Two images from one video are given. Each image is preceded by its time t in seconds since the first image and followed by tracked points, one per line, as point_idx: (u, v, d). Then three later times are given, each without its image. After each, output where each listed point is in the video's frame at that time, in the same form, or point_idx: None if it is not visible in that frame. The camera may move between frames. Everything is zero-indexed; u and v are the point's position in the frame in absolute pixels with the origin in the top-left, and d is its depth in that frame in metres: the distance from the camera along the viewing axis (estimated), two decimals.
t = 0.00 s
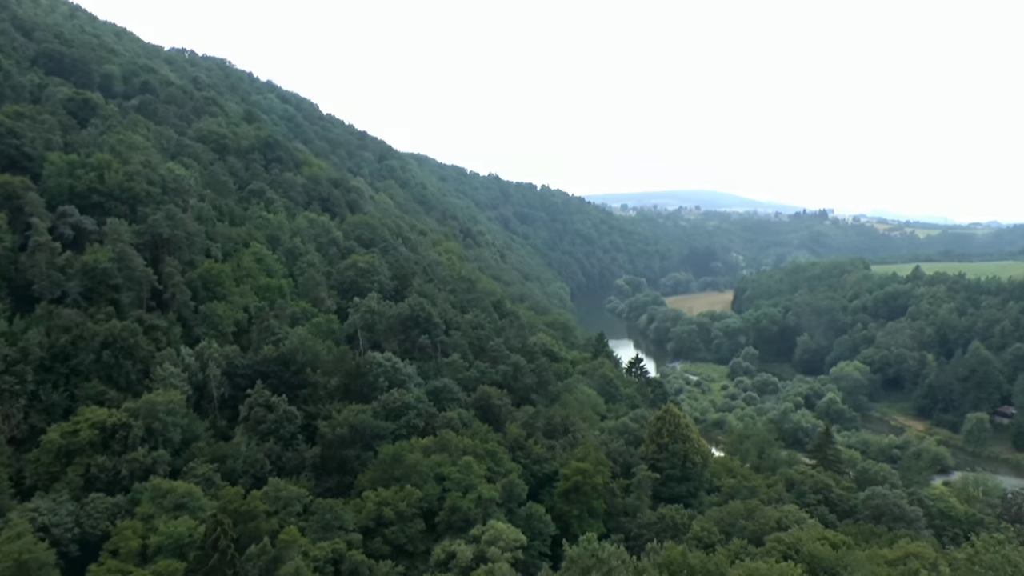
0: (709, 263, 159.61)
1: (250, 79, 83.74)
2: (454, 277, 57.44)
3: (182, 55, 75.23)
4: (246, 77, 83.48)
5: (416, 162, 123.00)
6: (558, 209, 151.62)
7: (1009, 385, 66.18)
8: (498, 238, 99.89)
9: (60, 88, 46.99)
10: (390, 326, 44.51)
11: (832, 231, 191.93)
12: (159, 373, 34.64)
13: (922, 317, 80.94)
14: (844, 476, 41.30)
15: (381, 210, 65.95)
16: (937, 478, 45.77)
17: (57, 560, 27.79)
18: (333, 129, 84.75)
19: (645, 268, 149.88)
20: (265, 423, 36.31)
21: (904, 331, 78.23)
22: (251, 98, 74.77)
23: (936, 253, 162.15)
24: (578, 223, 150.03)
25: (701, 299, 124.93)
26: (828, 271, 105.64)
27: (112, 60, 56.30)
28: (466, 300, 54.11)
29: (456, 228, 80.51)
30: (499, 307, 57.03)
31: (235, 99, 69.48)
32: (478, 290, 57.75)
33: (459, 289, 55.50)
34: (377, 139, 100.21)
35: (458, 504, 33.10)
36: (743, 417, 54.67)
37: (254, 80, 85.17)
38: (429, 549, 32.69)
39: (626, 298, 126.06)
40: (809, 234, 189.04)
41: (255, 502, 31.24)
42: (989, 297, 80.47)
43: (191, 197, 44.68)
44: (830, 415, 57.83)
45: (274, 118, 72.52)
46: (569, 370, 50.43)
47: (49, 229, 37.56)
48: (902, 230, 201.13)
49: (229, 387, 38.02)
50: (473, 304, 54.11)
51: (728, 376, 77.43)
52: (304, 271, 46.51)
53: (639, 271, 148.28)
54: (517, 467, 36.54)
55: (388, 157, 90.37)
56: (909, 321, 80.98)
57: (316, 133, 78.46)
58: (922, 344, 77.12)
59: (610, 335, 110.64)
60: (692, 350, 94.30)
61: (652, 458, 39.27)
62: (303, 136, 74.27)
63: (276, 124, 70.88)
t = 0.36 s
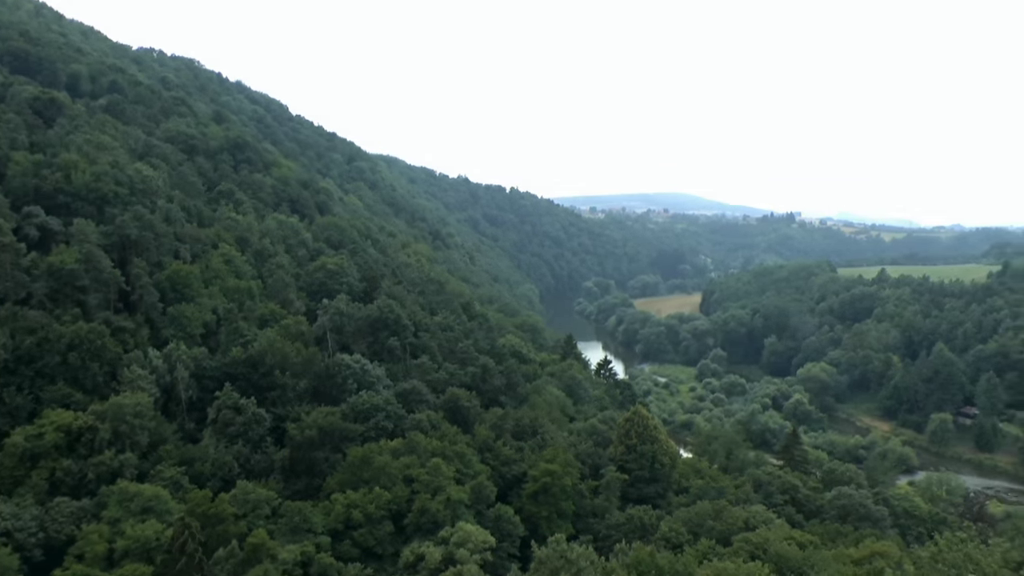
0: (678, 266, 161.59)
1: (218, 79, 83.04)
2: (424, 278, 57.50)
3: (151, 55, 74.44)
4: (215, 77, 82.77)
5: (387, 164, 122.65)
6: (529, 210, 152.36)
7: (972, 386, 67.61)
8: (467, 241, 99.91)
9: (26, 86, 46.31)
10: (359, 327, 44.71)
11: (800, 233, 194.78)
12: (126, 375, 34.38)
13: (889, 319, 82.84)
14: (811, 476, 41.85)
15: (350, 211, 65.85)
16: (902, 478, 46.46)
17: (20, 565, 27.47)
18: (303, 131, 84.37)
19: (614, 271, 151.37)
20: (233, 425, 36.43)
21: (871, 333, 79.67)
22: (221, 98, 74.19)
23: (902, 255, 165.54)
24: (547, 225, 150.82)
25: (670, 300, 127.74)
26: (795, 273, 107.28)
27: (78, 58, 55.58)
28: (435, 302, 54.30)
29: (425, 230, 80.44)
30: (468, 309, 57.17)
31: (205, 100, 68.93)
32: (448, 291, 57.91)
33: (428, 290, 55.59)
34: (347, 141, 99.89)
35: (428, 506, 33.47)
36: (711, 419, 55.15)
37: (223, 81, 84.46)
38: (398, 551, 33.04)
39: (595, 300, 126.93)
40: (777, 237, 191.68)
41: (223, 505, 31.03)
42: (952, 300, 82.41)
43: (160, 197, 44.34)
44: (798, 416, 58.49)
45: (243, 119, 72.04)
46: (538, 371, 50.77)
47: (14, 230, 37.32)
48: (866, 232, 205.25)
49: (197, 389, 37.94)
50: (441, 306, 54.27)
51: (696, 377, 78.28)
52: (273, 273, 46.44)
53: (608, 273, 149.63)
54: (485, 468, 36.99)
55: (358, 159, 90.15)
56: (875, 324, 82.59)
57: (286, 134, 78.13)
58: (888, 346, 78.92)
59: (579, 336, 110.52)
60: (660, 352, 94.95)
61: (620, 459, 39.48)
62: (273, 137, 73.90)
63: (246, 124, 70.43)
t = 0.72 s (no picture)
0: (644, 267, 163.37)
1: (184, 76, 81.99)
2: (391, 278, 57.46)
3: (115, 51, 73.25)
4: (180, 74, 81.70)
5: (355, 164, 121.96)
6: (497, 210, 153.49)
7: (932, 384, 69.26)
8: (434, 240, 99.63)
9: None
10: (327, 328, 44.64)
11: (765, 235, 197.74)
12: (90, 377, 33.97)
13: (852, 319, 84.35)
14: (776, 473, 42.63)
15: (318, 210, 65.54)
16: (865, 475, 47.29)
17: None
18: (270, 129, 83.70)
19: (581, 271, 151.73)
20: (200, 426, 36.24)
21: (835, 333, 81.08)
22: (187, 95, 73.29)
23: (864, 256, 168.94)
24: (514, 225, 151.29)
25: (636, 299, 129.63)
26: (761, 275, 108.38)
27: (40, 54, 54.59)
28: (403, 301, 54.35)
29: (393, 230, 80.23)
30: (436, 309, 57.28)
31: (170, 97, 68.06)
32: (416, 291, 57.92)
33: (396, 290, 55.59)
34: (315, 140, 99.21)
35: (396, 506, 33.74)
36: (678, 418, 55.69)
37: (188, 77, 83.39)
38: (366, 552, 33.20)
39: (562, 300, 127.54)
40: (743, 238, 194.41)
41: (189, 508, 30.91)
42: (914, 300, 84.77)
43: (125, 196, 43.82)
44: (764, 414, 59.31)
45: (210, 116, 71.26)
46: (506, 371, 51.15)
47: None
48: (828, 233, 209.31)
49: (163, 390, 37.68)
50: (410, 305, 54.34)
51: (663, 377, 78.99)
52: (240, 273, 46.17)
53: (575, 273, 150.40)
54: (452, 468, 37.50)
55: (325, 158, 89.62)
56: (838, 323, 83.96)
57: (253, 133, 77.51)
58: (852, 346, 80.12)
59: (547, 337, 110.72)
60: (627, 351, 95.57)
61: (588, 458, 39.85)
62: (240, 135, 73.24)
63: (213, 122, 69.68)
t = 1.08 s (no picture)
0: (610, 266, 164.63)
1: (147, 73, 80.83)
2: (357, 278, 57.35)
3: (76, 47, 72.02)
4: (143, 72, 80.56)
5: (321, 164, 121.13)
6: (463, 211, 155.02)
7: (894, 382, 70.61)
8: (400, 240, 99.31)
9: None
10: (293, 328, 44.83)
11: (730, 236, 200.15)
12: (51, 379, 33.35)
13: (816, 318, 85.59)
14: (741, 471, 43.25)
15: (284, 210, 65.11)
16: (828, 471, 48.04)
17: None
18: (235, 128, 82.96)
19: (548, 271, 151.88)
20: (164, 429, 35.96)
21: (800, 331, 82.12)
22: (150, 93, 72.33)
23: (828, 256, 172.25)
24: (481, 226, 151.70)
25: (602, 299, 129.88)
26: (725, 274, 110.60)
27: None
28: (369, 302, 54.38)
29: (358, 230, 79.92)
30: (402, 309, 57.25)
31: (133, 95, 67.11)
32: (382, 291, 57.86)
33: (363, 290, 55.42)
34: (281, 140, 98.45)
35: (363, 507, 33.73)
36: (644, 417, 55.99)
37: (151, 75, 82.21)
38: (333, 553, 33.12)
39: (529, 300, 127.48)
40: (707, 239, 197.23)
41: (153, 512, 30.57)
42: (877, 298, 87.78)
43: (87, 195, 43.18)
44: (728, 412, 60.04)
45: (174, 115, 70.43)
46: (472, 372, 51.53)
47: None
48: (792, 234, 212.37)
49: (127, 393, 37.34)
50: (376, 305, 54.33)
51: (630, 375, 79.04)
52: (205, 273, 45.81)
53: (542, 272, 150.51)
54: (419, 469, 37.88)
55: (291, 158, 89.00)
56: (803, 322, 84.90)
57: (218, 132, 76.70)
58: (816, 344, 80.87)
59: (513, 338, 110.27)
60: (593, 350, 95.99)
61: (555, 458, 40.32)
62: (205, 134, 72.51)
63: (177, 121, 68.82)
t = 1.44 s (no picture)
0: (574, 266, 165.32)
1: (107, 71, 79.65)
2: (322, 279, 57.19)
3: (35, 45, 70.70)
4: (105, 70, 79.35)
5: (286, 164, 120.20)
6: (428, 212, 154.26)
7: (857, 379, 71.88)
8: (366, 240, 98.92)
9: None
10: (258, 329, 45.19)
11: (695, 237, 202.15)
12: (11, 382, 32.52)
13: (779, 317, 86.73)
14: (706, 468, 43.76)
15: (248, 210, 64.63)
16: (792, 468, 48.79)
17: None
18: (199, 128, 82.13)
19: (514, 271, 152.17)
20: (128, 432, 35.54)
21: (763, 331, 83.17)
22: (112, 92, 71.28)
23: (791, 255, 175.47)
24: (446, 226, 151.66)
25: (565, 299, 130.10)
26: (688, 275, 112.13)
27: None
28: (335, 303, 54.41)
29: (323, 230, 79.49)
30: (367, 310, 57.41)
31: (95, 94, 66.11)
32: (347, 292, 57.80)
33: (328, 291, 55.31)
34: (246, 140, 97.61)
35: (329, 509, 33.64)
36: (609, 416, 56.24)
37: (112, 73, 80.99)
38: (299, 555, 32.93)
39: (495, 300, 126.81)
40: (672, 239, 200.00)
41: (116, 516, 30.11)
42: (838, 298, 89.47)
43: (48, 195, 42.49)
44: (693, 411, 60.68)
45: (136, 114, 69.52)
46: (438, 372, 51.90)
47: None
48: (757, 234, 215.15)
49: (89, 396, 36.84)
50: (341, 306, 54.44)
51: (594, 375, 79.56)
52: (169, 274, 45.39)
53: (507, 272, 150.47)
54: (386, 470, 38.15)
55: (256, 158, 88.32)
56: (766, 321, 85.79)
57: (182, 131, 75.84)
58: (779, 343, 81.87)
59: (479, 339, 109.99)
60: (559, 350, 95.42)
61: (521, 457, 40.81)
62: (167, 134, 71.72)
63: (139, 120, 67.92)
